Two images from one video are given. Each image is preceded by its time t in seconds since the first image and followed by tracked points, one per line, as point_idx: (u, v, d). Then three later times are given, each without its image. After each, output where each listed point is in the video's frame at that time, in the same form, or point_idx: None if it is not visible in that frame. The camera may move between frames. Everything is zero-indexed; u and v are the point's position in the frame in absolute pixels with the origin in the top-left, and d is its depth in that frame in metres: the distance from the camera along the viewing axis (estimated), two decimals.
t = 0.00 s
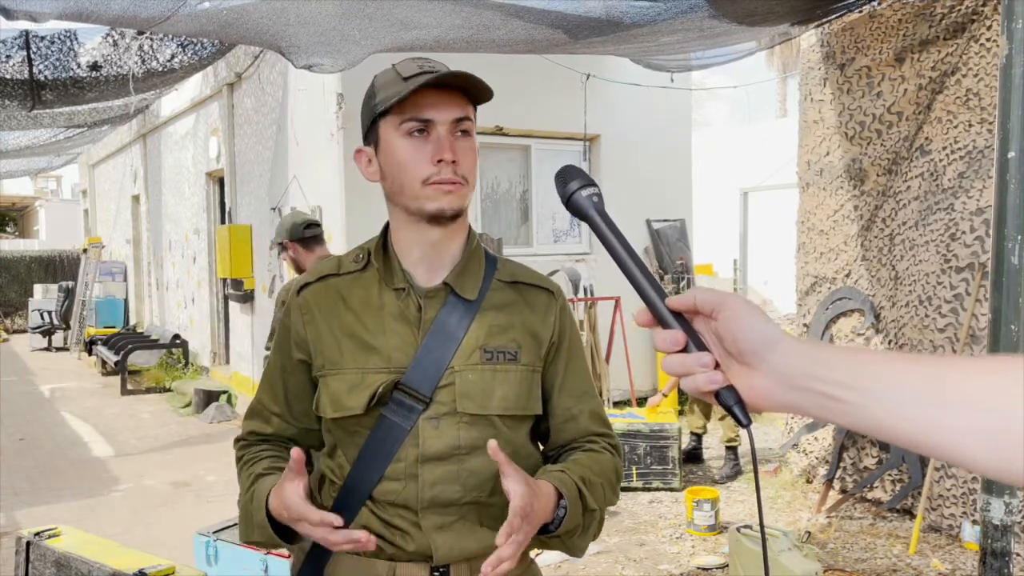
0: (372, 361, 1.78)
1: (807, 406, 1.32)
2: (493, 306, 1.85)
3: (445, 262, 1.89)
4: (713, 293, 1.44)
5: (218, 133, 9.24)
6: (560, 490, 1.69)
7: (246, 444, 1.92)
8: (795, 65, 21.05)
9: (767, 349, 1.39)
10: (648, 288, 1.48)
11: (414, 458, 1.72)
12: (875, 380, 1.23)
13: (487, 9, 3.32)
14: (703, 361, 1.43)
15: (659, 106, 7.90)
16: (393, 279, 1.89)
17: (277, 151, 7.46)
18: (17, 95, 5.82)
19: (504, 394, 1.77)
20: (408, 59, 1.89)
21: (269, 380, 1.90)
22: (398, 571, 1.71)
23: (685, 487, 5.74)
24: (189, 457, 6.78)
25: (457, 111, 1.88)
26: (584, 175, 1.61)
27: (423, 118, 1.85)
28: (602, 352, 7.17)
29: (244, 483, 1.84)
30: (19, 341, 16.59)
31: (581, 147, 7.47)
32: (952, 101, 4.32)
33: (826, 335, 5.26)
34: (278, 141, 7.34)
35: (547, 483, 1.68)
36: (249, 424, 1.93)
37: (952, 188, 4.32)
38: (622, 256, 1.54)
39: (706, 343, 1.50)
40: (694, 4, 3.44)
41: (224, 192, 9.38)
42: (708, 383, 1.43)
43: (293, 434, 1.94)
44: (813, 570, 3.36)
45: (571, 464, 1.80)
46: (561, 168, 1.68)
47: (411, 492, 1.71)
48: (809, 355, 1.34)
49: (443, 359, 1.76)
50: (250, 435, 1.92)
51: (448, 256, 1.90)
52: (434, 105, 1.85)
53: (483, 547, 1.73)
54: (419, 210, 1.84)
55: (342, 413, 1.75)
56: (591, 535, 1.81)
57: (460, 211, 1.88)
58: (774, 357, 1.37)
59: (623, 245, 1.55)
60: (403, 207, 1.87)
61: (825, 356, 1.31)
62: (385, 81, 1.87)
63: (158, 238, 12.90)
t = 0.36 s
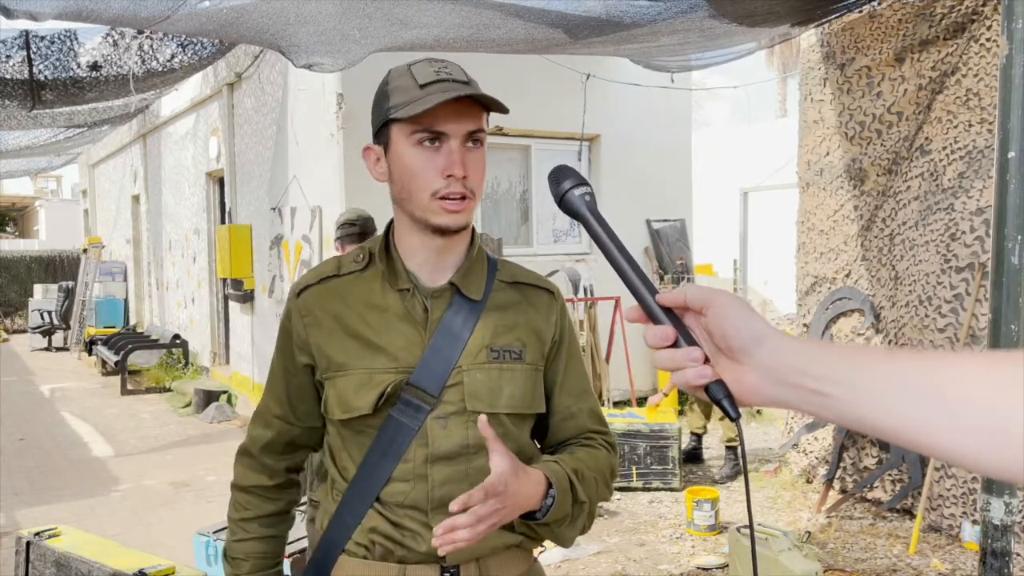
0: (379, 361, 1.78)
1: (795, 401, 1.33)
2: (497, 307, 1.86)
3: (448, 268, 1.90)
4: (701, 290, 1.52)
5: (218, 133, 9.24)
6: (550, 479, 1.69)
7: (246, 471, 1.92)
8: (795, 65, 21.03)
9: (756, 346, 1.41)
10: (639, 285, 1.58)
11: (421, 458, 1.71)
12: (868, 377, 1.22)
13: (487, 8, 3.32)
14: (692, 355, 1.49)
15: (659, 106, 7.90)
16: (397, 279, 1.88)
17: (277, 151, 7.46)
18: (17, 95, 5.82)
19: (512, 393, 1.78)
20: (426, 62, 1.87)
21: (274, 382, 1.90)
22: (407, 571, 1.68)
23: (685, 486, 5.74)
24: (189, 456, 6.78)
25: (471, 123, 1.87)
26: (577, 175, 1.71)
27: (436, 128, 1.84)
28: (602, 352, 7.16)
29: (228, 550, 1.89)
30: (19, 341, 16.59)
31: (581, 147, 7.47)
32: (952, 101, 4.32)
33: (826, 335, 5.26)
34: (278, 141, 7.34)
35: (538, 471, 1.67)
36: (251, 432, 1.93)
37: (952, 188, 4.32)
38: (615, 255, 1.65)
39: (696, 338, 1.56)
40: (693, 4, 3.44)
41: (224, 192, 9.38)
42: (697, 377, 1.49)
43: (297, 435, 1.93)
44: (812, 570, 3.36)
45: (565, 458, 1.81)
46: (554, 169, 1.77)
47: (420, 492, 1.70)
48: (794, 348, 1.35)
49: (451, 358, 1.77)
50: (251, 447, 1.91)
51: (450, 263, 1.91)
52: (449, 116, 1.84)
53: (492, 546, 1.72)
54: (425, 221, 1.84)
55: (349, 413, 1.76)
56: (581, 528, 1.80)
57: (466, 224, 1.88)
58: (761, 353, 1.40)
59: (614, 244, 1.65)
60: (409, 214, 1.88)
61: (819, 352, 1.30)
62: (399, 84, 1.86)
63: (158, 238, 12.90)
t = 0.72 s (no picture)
0: (378, 360, 1.79)
1: (776, 393, 1.42)
2: (500, 304, 1.85)
3: (452, 261, 1.91)
4: (684, 291, 1.59)
5: (218, 133, 9.24)
6: (558, 474, 1.70)
7: (250, 459, 1.91)
8: (795, 65, 21.02)
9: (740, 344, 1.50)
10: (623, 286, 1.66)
11: (423, 457, 1.71)
12: (864, 375, 1.28)
13: (487, 8, 3.32)
14: (675, 350, 1.55)
15: (659, 105, 7.90)
16: (397, 278, 1.88)
17: (277, 151, 7.46)
18: (17, 95, 5.82)
19: (512, 393, 1.78)
20: (422, 56, 1.90)
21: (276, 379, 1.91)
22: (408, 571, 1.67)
23: (685, 486, 5.74)
24: (189, 456, 6.78)
25: (471, 112, 1.89)
26: (562, 185, 1.79)
27: (438, 116, 1.85)
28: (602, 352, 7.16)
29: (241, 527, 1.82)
30: (19, 341, 16.58)
31: (581, 147, 7.47)
32: (952, 101, 4.32)
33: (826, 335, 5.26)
34: (278, 141, 7.34)
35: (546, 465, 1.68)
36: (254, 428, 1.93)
37: (952, 188, 4.32)
38: (599, 257, 1.71)
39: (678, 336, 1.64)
40: (693, 4, 3.44)
41: (224, 192, 9.38)
42: (680, 370, 1.54)
43: (303, 432, 1.95)
44: (812, 570, 3.36)
45: (572, 451, 1.82)
46: (541, 181, 1.87)
47: (421, 491, 1.70)
48: (774, 345, 1.44)
49: (450, 358, 1.77)
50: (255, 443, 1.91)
51: (455, 255, 1.91)
52: (450, 104, 1.86)
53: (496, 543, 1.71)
54: (431, 212, 1.84)
55: (348, 413, 1.76)
56: (589, 523, 1.81)
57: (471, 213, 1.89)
58: (740, 347, 1.50)
59: (600, 248, 1.72)
60: (413, 206, 1.88)
61: (813, 352, 1.37)
62: (399, 79, 1.87)
63: (158, 238, 12.90)
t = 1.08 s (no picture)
0: (384, 361, 1.78)
1: (759, 373, 1.48)
2: (504, 301, 1.86)
3: (453, 261, 1.91)
4: (671, 284, 1.65)
5: (218, 133, 9.24)
6: (569, 488, 1.70)
7: (261, 461, 1.85)
8: (795, 65, 21.03)
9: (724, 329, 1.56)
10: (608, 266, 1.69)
11: (430, 456, 1.72)
12: (855, 363, 1.30)
13: (487, 8, 3.32)
14: (660, 332, 1.61)
15: (659, 105, 7.90)
16: (403, 276, 1.88)
17: (277, 151, 7.46)
18: (17, 95, 5.83)
19: (518, 390, 1.78)
20: (455, 55, 1.91)
21: (281, 384, 1.86)
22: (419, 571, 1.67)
23: (685, 486, 5.74)
24: (189, 456, 6.78)
25: (494, 117, 1.91)
26: (556, 180, 1.80)
27: (462, 113, 1.85)
28: (603, 351, 7.16)
29: (277, 515, 1.76)
30: (19, 341, 16.58)
31: (581, 147, 7.47)
32: (952, 101, 4.31)
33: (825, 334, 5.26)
34: (278, 141, 7.34)
35: (556, 480, 1.69)
36: (263, 435, 1.87)
37: (952, 188, 4.32)
38: (588, 244, 1.75)
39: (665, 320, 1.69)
40: (693, 4, 3.45)
41: (224, 192, 9.38)
42: (665, 352, 1.59)
43: (312, 438, 1.91)
44: (813, 570, 3.36)
45: (580, 458, 1.81)
46: (533, 178, 1.86)
47: (430, 491, 1.70)
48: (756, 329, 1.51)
49: (456, 356, 1.77)
50: (264, 448, 1.86)
51: (457, 254, 1.91)
52: (475, 105, 1.87)
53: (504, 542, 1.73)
54: (438, 206, 1.84)
55: (355, 415, 1.75)
56: (600, 528, 1.83)
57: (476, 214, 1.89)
58: (721, 330, 1.58)
59: (589, 236, 1.76)
60: (420, 196, 1.86)
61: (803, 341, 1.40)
62: (427, 71, 1.87)
63: (158, 238, 12.90)
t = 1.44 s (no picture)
0: (393, 363, 1.78)
1: (769, 383, 1.47)
2: (512, 305, 1.86)
3: (462, 265, 1.91)
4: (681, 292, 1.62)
5: (218, 133, 9.23)
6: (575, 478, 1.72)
7: (275, 463, 1.82)
8: (795, 65, 21.03)
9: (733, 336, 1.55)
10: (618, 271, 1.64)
11: (437, 460, 1.71)
12: (860, 372, 1.31)
13: (487, 8, 3.32)
14: (671, 339, 1.56)
15: (659, 106, 7.90)
16: (410, 280, 1.89)
17: (277, 151, 7.46)
18: (17, 95, 5.83)
19: (527, 394, 1.78)
20: (468, 57, 1.89)
21: (290, 387, 1.85)
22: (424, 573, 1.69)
23: (685, 487, 5.74)
24: (189, 456, 6.78)
25: (507, 122, 1.90)
26: (570, 188, 1.80)
27: (476, 119, 1.84)
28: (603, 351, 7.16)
29: (306, 504, 1.72)
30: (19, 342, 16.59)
31: (581, 147, 7.47)
32: (952, 101, 4.31)
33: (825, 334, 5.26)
34: (278, 141, 7.34)
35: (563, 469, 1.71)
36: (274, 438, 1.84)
37: (952, 188, 4.32)
38: (599, 252, 1.71)
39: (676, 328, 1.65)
40: (693, 4, 3.44)
41: (224, 192, 9.38)
42: (675, 359, 1.54)
43: (325, 440, 1.89)
44: (813, 570, 3.35)
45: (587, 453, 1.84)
46: (549, 184, 1.87)
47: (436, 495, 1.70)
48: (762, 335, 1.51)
49: (464, 360, 1.77)
50: (278, 450, 1.83)
51: (466, 259, 1.91)
52: (489, 110, 1.86)
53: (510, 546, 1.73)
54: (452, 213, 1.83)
55: (365, 417, 1.74)
56: (606, 525, 1.82)
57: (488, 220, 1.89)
58: (728, 336, 1.57)
59: (601, 243, 1.72)
60: (433, 202, 1.85)
61: (807, 347, 1.41)
62: (441, 73, 1.86)
63: (158, 238, 12.90)
